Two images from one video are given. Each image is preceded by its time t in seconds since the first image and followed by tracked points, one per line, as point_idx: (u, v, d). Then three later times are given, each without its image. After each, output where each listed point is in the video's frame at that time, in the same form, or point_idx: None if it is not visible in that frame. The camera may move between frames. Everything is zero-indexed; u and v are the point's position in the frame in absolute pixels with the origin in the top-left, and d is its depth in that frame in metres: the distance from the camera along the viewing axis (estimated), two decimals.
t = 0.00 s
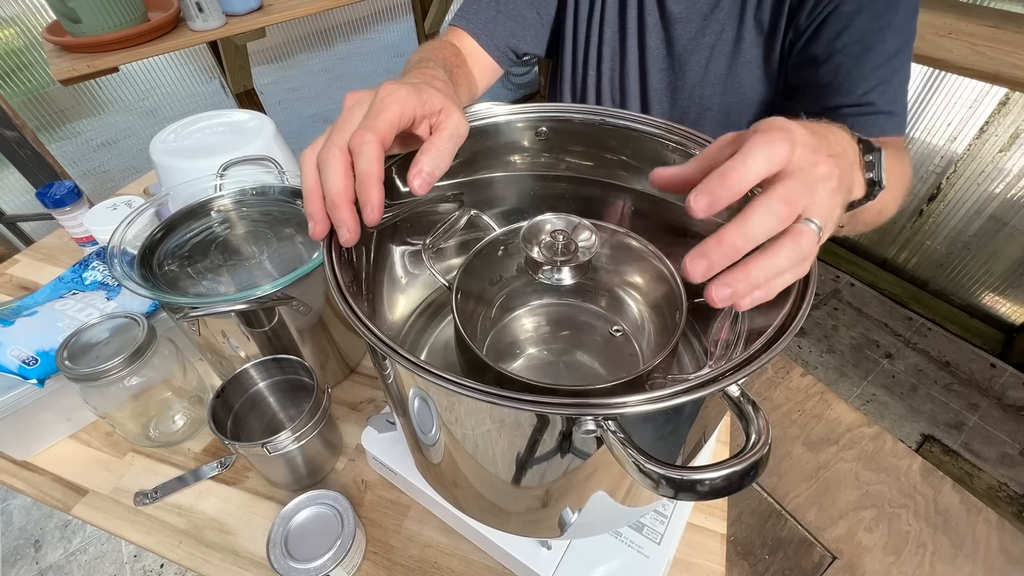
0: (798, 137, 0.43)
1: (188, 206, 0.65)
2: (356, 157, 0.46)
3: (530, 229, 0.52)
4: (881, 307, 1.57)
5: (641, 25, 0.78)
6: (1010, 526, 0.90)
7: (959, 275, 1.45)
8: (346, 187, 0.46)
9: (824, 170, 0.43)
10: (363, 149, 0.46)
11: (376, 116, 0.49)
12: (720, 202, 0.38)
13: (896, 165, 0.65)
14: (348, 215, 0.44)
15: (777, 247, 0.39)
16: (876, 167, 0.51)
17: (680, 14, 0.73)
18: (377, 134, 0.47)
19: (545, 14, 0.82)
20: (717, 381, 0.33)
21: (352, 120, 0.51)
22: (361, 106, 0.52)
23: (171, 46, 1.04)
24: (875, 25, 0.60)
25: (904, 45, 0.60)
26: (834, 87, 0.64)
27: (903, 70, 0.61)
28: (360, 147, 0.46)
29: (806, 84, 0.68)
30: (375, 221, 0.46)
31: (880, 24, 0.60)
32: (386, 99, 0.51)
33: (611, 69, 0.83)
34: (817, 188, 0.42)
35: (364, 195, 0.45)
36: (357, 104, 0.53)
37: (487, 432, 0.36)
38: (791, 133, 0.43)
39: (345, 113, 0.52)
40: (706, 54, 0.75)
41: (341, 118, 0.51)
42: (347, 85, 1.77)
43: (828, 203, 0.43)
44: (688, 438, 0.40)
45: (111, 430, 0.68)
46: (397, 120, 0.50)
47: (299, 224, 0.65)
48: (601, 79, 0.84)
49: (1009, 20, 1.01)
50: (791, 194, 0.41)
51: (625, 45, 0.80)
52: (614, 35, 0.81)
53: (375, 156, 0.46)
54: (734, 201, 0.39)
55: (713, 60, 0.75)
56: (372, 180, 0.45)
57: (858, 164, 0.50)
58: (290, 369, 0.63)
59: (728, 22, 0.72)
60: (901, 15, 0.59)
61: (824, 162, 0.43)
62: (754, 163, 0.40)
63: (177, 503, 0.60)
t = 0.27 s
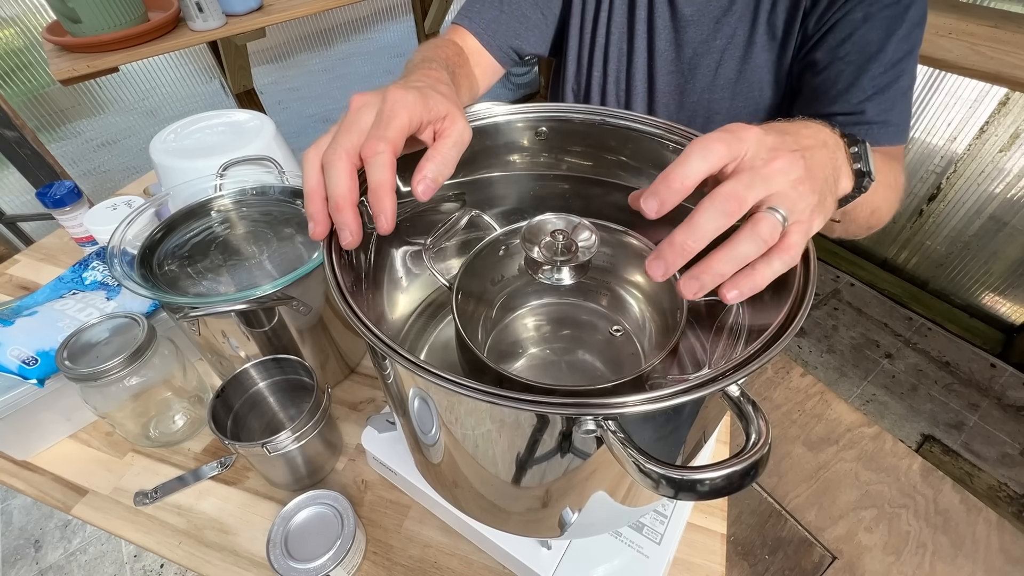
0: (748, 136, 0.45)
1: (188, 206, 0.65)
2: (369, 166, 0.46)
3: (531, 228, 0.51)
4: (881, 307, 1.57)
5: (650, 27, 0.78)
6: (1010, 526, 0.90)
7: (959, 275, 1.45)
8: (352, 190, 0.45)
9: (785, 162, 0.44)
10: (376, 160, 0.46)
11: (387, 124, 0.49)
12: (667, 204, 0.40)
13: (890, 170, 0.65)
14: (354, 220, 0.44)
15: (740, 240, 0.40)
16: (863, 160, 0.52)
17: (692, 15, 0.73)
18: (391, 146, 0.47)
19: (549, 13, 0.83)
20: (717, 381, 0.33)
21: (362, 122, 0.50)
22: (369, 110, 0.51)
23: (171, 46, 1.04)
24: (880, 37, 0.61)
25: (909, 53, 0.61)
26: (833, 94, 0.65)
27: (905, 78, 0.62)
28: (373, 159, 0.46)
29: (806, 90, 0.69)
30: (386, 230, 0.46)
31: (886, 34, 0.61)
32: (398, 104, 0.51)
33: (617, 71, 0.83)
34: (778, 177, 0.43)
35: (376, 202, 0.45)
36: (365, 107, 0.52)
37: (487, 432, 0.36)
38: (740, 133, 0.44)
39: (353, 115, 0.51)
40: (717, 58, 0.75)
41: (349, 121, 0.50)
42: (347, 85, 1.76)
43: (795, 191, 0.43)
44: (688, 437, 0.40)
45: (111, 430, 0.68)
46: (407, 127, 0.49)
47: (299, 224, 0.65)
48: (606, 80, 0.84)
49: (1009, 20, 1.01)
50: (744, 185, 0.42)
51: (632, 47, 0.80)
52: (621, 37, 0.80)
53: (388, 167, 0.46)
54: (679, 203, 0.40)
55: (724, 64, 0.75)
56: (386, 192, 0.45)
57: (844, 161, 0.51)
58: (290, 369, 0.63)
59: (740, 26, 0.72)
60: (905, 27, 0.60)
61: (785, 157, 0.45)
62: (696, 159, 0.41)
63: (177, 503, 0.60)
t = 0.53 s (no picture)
0: (748, 140, 0.43)
1: (188, 206, 0.65)
2: (376, 172, 0.46)
3: (531, 228, 0.51)
4: (881, 307, 1.57)
5: (652, 27, 0.78)
6: (1010, 527, 0.90)
7: (959, 274, 1.45)
8: (358, 195, 0.45)
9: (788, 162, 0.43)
10: (383, 167, 0.46)
11: (393, 129, 0.49)
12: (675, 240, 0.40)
13: (891, 169, 0.65)
14: (360, 225, 0.44)
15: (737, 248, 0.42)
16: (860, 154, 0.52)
17: (693, 16, 0.73)
18: (398, 153, 0.47)
19: (554, 14, 0.82)
20: (716, 381, 0.33)
21: (366, 126, 0.50)
22: (374, 113, 0.51)
23: (171, 46, 1.04)
24: (883, 40, 0.62)
25: (916, 53, 0.61)
26: (838, 97, 0.65)
27: (912, 78, 0.62)
28: (380, 167, 0.46)
29: (810, 94, 0.69)
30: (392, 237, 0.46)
31: (890, 37, 0.61)
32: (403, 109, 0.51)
33: (619, 71, 0.83)
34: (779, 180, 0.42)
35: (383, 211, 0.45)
36: (370, 109, 0.51)
37: (487, 432, 0.36)
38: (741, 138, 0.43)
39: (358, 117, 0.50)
40: (719, 58, 0.75)
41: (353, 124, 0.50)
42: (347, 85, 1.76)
43: (798, 192, 0.42)
44: (688, 437, 0.40)
45: (111, 430, 0.68)
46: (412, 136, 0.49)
47: (299, 224, 0.65)
48: (608, 80, 0.84)
49: (1009, 20, 1.01)
50: (748, 196, 0.41)
51: (634, 47, 0.80)
52: (624, 37, 0.80)
53: (395, 175, 0.46)
54: (688, 231, 0.41)
55: (725, 64, 0.75)
56: (392, 200, 0.46)
57: (842, 159, 0.51)
58: (290, 369, 0.63)
59: (743, 26, 0.72)
60: (909, 29, 0.61)
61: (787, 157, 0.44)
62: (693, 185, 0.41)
63: (177, 503, 0.60)
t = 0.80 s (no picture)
0: (726, 126, 0.43)
1: (188, 206, 0.65)
2: (380, 115, 0.46)
3: (531, 229, 0.52)
4: (881, 307, 1.57)
5: (652, 25, 0.78)
6: (1010, 527, 0.90)
7: (959, 275, 1.45)
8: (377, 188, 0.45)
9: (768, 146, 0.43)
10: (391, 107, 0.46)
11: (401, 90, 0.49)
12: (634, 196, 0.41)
13: (906, 160, 0.62)
14: (356, 169, 0.44)
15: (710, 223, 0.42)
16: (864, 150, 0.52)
17: (694, 14, 0.73)
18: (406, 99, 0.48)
19: (555, 12, 0.82)
20: (716, 381, 0.33)
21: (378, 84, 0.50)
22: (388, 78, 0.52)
23: (171, 46, 1.04)
24: (892, 31, 0.61)
25: (928, 43, 0.61)
26: (851, 90, 0.65)
27: (925, 68, 0.61)
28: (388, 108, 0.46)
29: (820, 91, 0.69)
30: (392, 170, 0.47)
31: (899, 28, 0.61)
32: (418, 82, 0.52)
33: (619, 68, 0.83)
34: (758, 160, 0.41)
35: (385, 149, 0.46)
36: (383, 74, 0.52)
37: (487, 432, 0.36)
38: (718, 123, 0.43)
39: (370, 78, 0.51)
40: (719, 56, 0.75)
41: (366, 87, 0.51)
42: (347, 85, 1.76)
43: (777, 174, 0.42)
44: (688, 437, 0.40)
45: (111, 430, 0.68)
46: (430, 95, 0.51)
47: (299, 224, 0.65)
48: (609, 78, 0.84)
49: (1010, 20, 1.01)
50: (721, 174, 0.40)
51: (635, 45, 0.80)
52: (624, 34, 0.80)
53: (403, 115, 0.46)
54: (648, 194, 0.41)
55: (725, 62, 0.75)
56: (398, 135, 0.46)
57: (837, 159, 0.51)
58: (290, 369, 0.63)
59: (743, 23, 0.72)
60: (920, 19, 0.60)
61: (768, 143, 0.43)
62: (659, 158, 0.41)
63: (177, 503, 0.60)
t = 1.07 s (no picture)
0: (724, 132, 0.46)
1: (188, 206, 0.65)
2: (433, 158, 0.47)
3: (531, 228, 0.52)
4: (881, 307, 1.57)
5: (652, 24, 0.78)
6: (1010, 527, 0.90)
7: (959, 275, 1.45)
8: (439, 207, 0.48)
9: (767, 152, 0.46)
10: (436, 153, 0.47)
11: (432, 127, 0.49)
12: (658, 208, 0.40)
13: (916, 155, 0.62)
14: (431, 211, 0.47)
15: (721, 215, 0.42)
16: (872, 151, 0.53)
17: (694, 12, 0.73)
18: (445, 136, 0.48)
19: (550, 11, 0.82)
20: (716, 381, 0.33)
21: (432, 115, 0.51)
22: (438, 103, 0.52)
23: (172, 46, 1.04)
24: (898, 23, 0.62)
25: (932, 37, 0.62)
26: (858, 83, 0.65)
27: (932, 61, 0.62)
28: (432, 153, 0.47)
29: (829, 86, 0.69)
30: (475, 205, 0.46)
31: (905, 21, 0.61)
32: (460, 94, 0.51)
33: (620, 67, 0.83)
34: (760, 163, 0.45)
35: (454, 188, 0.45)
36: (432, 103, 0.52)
37: (487, 432, 0.36)
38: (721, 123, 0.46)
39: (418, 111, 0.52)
40: (719, 53, 0.75)
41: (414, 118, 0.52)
42: (347, 85, 1.76)
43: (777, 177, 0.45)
44: (688, 437, 0.40)
45: (111, 430, 0.68)
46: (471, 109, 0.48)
47: (299, 224, 0.65)
48: (609, 76, 0.84)
49: (1010, 20, 1.01)
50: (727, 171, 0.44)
51: (635, 44, 0.80)
52: (624, 33, 0.80)
53: (449, 155, 0.46)
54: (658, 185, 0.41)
55: (725, 60, 0.75)
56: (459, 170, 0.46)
57: (843, 161, 0.52)
58: (290, 369, 0.63)
59: (743, 21, 0.72)
60: (923, 13, 0.61)
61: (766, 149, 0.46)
62: (658, 130, 0.43)
63: (177, 503, 0.60)
